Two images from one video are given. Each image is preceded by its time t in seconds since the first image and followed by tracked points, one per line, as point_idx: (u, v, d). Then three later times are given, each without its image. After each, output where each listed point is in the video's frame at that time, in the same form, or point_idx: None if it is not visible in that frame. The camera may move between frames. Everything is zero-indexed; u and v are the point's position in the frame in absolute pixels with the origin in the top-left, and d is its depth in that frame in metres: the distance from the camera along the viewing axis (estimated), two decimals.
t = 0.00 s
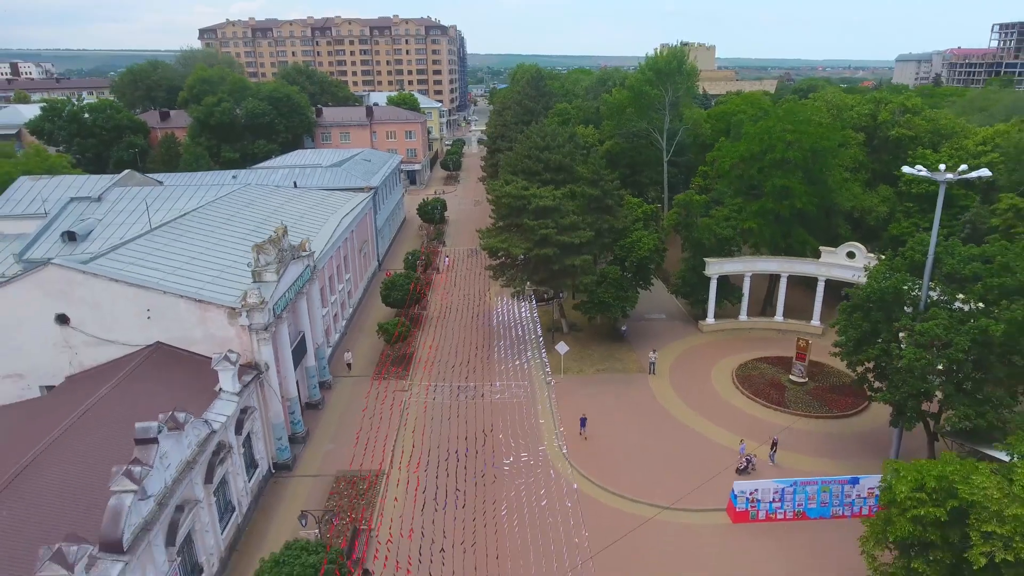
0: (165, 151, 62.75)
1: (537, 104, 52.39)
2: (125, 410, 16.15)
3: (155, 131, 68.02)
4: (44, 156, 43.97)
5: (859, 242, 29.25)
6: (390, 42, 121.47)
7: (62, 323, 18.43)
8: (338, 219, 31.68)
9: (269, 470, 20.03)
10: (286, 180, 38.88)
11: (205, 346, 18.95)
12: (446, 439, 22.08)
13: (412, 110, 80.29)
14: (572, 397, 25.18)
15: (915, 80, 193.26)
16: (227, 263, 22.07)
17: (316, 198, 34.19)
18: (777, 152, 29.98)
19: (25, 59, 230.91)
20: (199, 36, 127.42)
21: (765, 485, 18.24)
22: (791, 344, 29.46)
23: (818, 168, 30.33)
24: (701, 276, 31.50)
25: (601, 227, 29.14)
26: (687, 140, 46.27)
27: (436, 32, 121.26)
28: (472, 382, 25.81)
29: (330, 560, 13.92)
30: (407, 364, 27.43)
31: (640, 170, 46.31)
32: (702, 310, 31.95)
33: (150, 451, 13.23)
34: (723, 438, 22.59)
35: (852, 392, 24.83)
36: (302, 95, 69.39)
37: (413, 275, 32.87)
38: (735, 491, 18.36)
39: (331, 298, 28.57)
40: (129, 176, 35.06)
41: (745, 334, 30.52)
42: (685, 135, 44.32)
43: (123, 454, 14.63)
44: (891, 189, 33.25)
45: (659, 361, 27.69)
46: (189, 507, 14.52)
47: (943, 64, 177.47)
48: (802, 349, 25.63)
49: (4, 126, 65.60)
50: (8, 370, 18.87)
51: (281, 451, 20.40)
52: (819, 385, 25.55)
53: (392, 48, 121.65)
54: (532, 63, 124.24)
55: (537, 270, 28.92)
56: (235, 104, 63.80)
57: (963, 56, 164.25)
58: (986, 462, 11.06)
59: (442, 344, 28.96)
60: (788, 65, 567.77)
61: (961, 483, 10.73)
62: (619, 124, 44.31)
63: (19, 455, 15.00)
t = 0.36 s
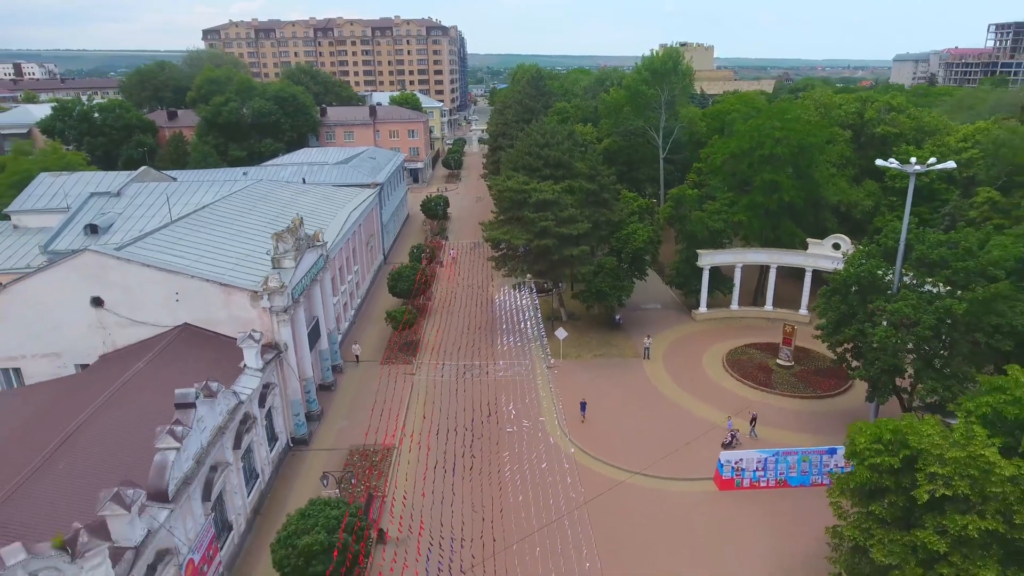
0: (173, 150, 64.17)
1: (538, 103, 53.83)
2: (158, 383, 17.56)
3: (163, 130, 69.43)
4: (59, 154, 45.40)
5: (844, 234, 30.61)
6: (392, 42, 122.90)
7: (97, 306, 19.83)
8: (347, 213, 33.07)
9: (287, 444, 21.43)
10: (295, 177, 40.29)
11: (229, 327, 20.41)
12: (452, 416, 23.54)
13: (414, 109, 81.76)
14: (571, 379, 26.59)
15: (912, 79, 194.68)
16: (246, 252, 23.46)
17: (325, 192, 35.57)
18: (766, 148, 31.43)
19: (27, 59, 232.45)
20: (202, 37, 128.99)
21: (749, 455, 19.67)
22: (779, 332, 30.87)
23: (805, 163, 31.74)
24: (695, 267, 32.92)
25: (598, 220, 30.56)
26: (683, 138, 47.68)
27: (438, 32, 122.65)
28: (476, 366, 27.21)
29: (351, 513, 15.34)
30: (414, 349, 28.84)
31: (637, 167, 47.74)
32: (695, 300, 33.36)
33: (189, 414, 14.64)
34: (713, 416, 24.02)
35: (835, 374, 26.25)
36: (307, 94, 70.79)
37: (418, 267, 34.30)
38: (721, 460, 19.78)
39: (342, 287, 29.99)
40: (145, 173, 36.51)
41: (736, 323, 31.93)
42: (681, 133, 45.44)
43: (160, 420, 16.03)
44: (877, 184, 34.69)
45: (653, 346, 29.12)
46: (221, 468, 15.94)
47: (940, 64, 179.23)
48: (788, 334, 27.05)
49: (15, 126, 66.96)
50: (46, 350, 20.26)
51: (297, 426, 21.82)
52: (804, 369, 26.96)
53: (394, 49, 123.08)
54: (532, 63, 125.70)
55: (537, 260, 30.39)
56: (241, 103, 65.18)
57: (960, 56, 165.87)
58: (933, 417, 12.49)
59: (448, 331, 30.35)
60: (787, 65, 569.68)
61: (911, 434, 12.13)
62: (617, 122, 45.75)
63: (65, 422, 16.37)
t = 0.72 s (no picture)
0: (181, 148, 65.69)
1: (537, 102, 55.48)
2: (188, 357, 19.11)
3: (170, 129, 70.94)
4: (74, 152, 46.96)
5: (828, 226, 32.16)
6: (393, 43, 124.49)
7: (128, 288, 21.41)
8: (355, 206, 34.65)
9: (304, 418, 23.01)
10: (303, 172, 41.85)
11: (251, 308, 22.03)
12: (456, 394, 25.14)
13: (416, 108, 83.38)
14: (568, 362, 28.18)
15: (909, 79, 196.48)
16: (264, 240, 25.04)
17: (334, 187, 37.13)
18: (754, 144, 33.09)
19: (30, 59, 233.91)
20: (206, 37, 130.61)
21: (732, 425, 21.21)
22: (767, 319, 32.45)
23: (792, 158, 33.35)
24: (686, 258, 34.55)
25: (594, 212, 32.21)
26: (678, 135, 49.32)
27: (438, 32, 124.22)
28: (479, 349, 28.79)
29: (367, 470, 16.99)
30: (420, 334, 30.42)
31: (633, 164, 49.38)
32: (687, 289, 34.95)
33: (221, 381, 16.26)
34: (701, 395, 25.61)
35: (817, 357, 27.83)
36: (311, 94, 72.38)
37: (423, 258, 35.89)
38: (706, 431, 21.32)
39: (351, 276, 31.58)
40: (161, 168, 38.06)
41: (726, 310, 33.50)
42: (676, 131, 46.86)
43: (193, 388, 17.59)
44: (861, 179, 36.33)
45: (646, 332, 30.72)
46: (249, 432, 17.52)
47: (936, 64, 181.28)
48: (773, 320, 28.64)
49: (26, 124, 68.47)
50: (80, 330, 21.83)
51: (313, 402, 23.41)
52: (788, 352, 28.53)
53: (395, 49, 124.64)
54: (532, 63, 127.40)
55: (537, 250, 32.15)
56: (247, 102, 66.72)
57: (955, 56, 167.89)
58: (885, 378, 14.12)
59: (452, 318, 31.94)
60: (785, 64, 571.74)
61: (867, 393, 13.74)
62: (613, 120, 47.36)
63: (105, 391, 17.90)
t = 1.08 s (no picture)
0: (189, 146, 67.38)
1: (536, 101, 57.24)
2: (215, 332, 20.78)
3: (178, 128, 72.61)
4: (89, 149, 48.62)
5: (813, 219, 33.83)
6: (394, 43, 126.20)
7: (157, 272, 23.13)
8: (362, 199, 36.36)
9: (319, 394, 24.74)
10: (311, 168, 43.54)
11: (271, 291, 23.82)
12: (460, 372, 26.88)
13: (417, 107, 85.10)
14: (565, 345, 29.93)
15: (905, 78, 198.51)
16: (280, 228, 26.75)
17: (342, 181, 38.76)
18: (742, 141, 34.93)
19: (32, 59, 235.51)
20: (209, 38, 132.40)
21: (716, 399, 22.86)
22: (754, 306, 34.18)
23: (777, 154, 35.16)
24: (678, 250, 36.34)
25: (590, 205, 33.99)
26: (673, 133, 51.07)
27: (439, 33, 125.88)
28: (481, 332, 30.49)
29: (381, 432, 18.78)
30: (425, 320, 32.14)
31: (629, 161, 51.14)
32: (680, 279, 36.70)
33: (250, 352, 18.03)
34: (689, 373, 27.36)
35: (800, 340, 29.56)
36: (316, 93, 74.08)
37: (428, 249, 37.61)
38: (692, 404, 23.01)
39: (360, 265, 33.29)
40: (178, 164, 39.72)
41: (716, 298, 35.24)
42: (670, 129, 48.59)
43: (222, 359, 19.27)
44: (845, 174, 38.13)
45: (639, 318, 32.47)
46: (273, 399, 19.26)
47: (931, 64, 183.48)
48: (758, 306, 30.39)
49: (38, 123, 70.12)
50: (112, 311, 23.55)
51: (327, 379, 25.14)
52: (773, 336, 30.27)
53: (396, 50, 126.34)
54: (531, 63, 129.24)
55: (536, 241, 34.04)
56: (254, 101, 68.40)
57: (951, 56, 170.01)
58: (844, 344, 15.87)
59: (455, 304, 33.66)
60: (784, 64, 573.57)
61: (828, 357, 15.48)
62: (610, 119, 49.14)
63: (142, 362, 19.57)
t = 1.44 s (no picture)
0: (197, 145, 69.37)
1: (534, 101, 59.26)
2: (239, 310, 22.76)
3: (186, 126, 74.59)
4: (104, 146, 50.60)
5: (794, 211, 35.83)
6: (395, 44, 128.20)
7: (183, 257, 25.08)
8: (369, 192, 38.34)
9: (332, 370, 26.71)
10: (319, 163, 45.52)
11: (288, 274, 25.86)
12: (462, 352, 28.79)
13: (418, 107, 87.14)
14: (561, 328, 31.90)
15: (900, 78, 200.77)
16: (295, 218, 28.74)
17: (349, 175, 40.72)
18: (728, 137, 36.98)
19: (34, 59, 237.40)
20: (213, 38, 134.44)
21: (697, 372, 24.39)
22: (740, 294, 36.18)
23: (762, 150, 37.19)
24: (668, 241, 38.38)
25: (585, 198, 36.01)
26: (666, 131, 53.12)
27: (439, 33, 127.79)
28: (482, 316, 32.40)
29: (391, 398, 20.76)
30: (429, 305, 34.11)
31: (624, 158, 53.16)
32: (670, 269, 38.73)
33: (274, 324, 20.04)
34: (676, 353, 29.36)
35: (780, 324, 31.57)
36: (320, 93, 76.10)
37: (431, 240, 39.60)
38: (676, 377, 24.51)
39: (368, 254, 35.25)
40: (192, 160, 41.61)
41: (704, 286, 37.24)
42: (662, 127, 50.59)
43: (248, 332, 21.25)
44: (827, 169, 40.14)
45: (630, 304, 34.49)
46: (294, 369, 21.26)
47: (926, 64, 185.67)
48: (742, 292, 32.39)
49: (49, 121, 71.99)
50: (141, 293, 25.50)
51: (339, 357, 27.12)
52: (756, 320, 32.26)
53: (397, 50, 128.29)
54: (530, 63, 131.23)
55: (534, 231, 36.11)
56: (260, 100, 70.40)
57: (945, 57, 172.15)
58: (804, 315, 17.87)
59: (458, 291, 35.59)
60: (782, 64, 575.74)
61: (790, 325, 17.48)
62: (605, 117, 51.19)
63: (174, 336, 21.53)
